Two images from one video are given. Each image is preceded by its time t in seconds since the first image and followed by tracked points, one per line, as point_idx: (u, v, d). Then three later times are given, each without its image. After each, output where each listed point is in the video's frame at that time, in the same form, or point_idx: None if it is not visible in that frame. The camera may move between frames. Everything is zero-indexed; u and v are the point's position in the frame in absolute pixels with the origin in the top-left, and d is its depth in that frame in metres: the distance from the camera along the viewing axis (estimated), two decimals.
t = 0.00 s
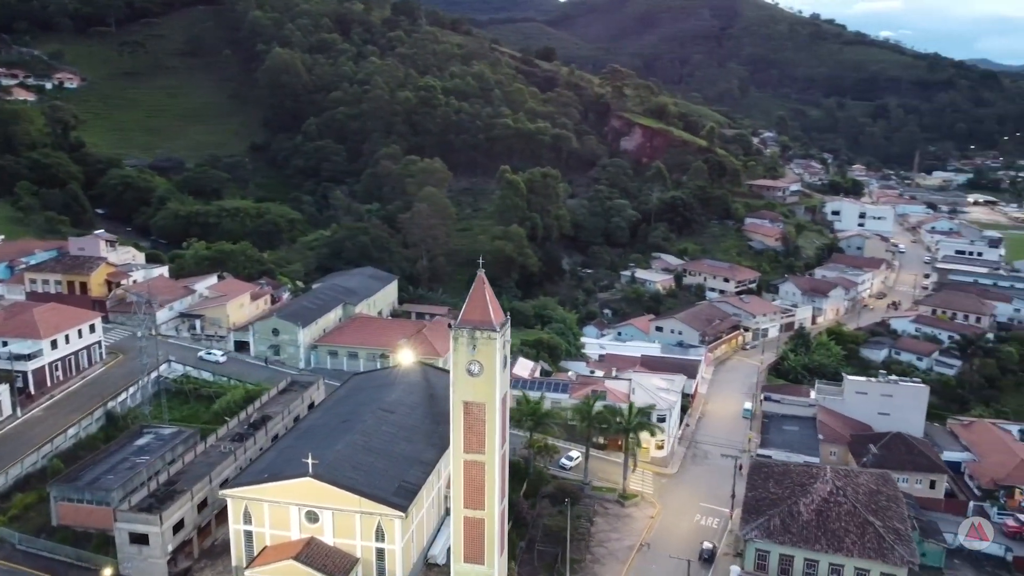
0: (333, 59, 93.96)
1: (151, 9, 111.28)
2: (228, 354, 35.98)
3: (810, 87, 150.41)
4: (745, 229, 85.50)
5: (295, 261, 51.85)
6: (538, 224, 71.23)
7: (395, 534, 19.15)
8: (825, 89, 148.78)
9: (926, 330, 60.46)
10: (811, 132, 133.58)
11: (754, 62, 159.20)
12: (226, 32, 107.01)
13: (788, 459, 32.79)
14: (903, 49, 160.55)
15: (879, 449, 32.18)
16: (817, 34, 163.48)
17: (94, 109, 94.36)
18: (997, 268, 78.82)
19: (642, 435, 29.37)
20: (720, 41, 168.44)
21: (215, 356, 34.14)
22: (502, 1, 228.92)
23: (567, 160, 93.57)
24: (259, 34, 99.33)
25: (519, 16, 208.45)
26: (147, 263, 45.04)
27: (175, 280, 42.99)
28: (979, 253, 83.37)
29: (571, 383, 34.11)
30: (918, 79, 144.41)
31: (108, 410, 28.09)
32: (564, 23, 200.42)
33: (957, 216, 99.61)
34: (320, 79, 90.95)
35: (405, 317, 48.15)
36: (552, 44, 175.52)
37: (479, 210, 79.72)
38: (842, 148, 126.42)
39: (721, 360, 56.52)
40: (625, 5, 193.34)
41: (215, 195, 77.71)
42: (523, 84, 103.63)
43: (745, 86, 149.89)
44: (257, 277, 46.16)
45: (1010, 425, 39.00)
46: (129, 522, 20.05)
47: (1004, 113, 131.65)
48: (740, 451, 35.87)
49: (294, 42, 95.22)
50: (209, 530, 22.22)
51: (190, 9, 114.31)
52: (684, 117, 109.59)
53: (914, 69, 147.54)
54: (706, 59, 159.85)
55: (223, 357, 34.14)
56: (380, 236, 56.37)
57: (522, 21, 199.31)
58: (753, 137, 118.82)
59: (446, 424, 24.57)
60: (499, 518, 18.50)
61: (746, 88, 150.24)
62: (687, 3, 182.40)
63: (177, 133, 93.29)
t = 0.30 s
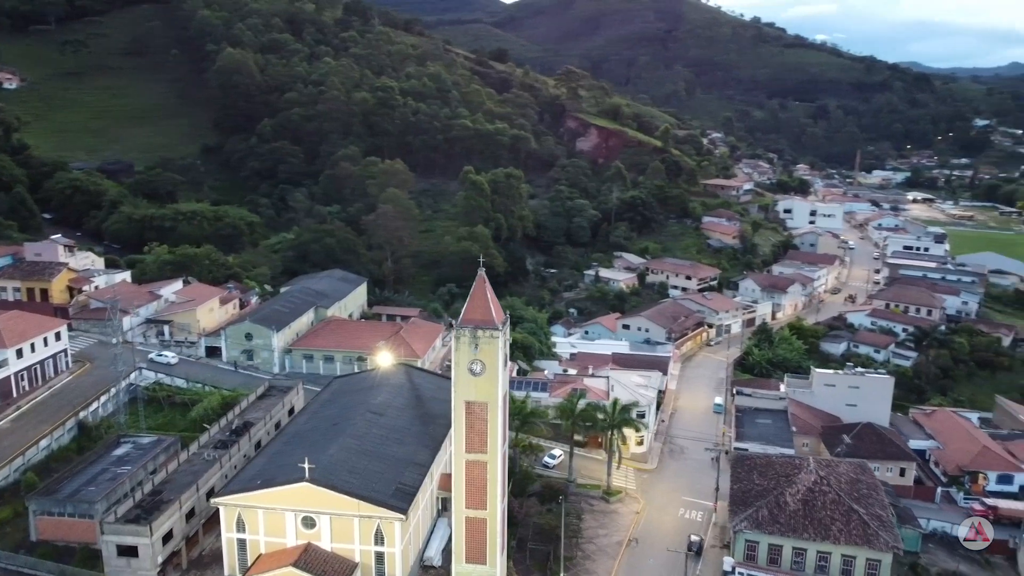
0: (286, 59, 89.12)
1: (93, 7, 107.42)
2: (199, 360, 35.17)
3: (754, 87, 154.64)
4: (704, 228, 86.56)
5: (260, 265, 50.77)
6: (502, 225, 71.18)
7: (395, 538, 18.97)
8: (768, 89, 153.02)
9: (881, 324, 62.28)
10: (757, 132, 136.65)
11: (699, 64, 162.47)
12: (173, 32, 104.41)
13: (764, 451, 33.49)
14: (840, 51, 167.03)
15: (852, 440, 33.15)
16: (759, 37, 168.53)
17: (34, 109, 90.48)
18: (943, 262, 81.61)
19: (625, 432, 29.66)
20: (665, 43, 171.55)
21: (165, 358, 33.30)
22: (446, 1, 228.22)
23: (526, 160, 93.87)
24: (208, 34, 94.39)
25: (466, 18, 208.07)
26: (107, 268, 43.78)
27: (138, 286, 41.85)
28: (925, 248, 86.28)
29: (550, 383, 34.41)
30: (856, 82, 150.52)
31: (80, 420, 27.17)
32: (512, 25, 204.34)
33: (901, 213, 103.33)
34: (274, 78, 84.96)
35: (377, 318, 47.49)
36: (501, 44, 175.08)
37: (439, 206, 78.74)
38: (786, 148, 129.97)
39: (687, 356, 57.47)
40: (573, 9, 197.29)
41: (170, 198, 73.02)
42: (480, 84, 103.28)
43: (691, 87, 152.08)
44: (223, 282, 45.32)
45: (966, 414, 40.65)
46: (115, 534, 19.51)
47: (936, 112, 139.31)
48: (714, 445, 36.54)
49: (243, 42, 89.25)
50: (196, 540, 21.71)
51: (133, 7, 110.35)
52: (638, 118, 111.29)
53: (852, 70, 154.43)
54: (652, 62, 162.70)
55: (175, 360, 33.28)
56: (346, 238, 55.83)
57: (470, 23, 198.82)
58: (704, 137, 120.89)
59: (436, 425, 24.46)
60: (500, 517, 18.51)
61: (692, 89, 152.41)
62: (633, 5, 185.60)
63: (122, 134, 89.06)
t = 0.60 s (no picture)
0: (236, 58, 84.24)
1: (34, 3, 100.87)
2: (170, 366, 34.31)
3: (699, 89, 156.80)
4: (662, 226, 87.86)
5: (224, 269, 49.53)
6: (466, 225, 70.89)
7: (396, 540, 18.84)
8: (713, 90, 156.13)
9: (838, 317, 63.99)
10: (703, 132, 138.79)
11: (646, 64, 163.93)
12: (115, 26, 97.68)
13: (739, 443, 34.28)
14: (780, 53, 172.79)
15: (824, 430, 34.05)
16: (702, 39, 172.26)
17: None
18: (893, 256, 84.09)
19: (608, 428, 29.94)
20: (611, 44, 172.93)
21: (113, 360, 32.46)
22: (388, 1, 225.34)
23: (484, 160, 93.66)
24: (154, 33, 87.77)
25: (412, 18, 204.96)
26: (65, 274, 42.37)
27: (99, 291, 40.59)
28: (874, 243, 88.90)
29: (528, 381, 34.61)
30: (797, 83, 155.71)
31: (50, 431, 26.23)
32: (459, 24, 203.79)
33: (847, 209, 106.53)
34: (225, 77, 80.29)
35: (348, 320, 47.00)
36: (449, 43, 173.20)
37: (400, 206, 77.62)
38: (731, 147, 132.67)
39: (653, 353, 58.28)
40: (518, 10, 197.26)
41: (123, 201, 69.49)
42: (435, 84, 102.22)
43: (638, 88, 153.57)
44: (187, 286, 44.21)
45: (927, 403, 42.12)
46: (104, 547, 18.93)
47: (873, 112, 146.57)
48: (689, 439, 37.10)
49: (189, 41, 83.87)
50: (186, 549, 21.23)
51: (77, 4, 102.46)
52: (591, 119, 112.22)
53: (792, 71, 159.94)
54: (599, 63, 163.84)
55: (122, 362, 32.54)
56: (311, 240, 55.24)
57: (416, 23, 195.91)
58: (654, 137, 122.03)
59: (426, 426, 24.36)
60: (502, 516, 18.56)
61: (639, 90, 153.48)
62: (580, 6, 186.28)
63: (66, 136, 85.26)
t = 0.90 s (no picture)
0: (181, 59, 79.24)
1: None
2: (139, 374, 33.46)
3: (642, 88, 159.86)
4: (620, 224, 89.04)
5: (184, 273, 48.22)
6: (428, 225, 70.42)
7: (396, 544, 18.71)
8: (656, 90, 158.92)
9: (795, 311, 65.74)
10: (648, 131, 140.78)
11: (589, 65, 165.12)
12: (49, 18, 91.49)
13: (712, 437, 35.03)
14: (721, 53, 176.71)
15: (795, 421, 34.98)
16: (644, 40, 175.85)
17: None
18: (843, 251, 86.51)
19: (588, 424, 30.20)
20: (555, 45, 173.92)
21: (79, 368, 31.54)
22: None
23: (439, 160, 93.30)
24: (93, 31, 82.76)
25: (353, 16, 201.75)
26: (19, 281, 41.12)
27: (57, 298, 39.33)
28: (823, 239, 91.50)
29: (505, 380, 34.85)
30: (737, 83, 159.19)
31: (20, 444, 25.28)
32: (401, 24, 201.79)
33: (792, 206, 109.40)
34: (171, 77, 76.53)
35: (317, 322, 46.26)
36: (394, 41, 171.11)
37: (357, 207, 76.15)
38: (677, 147, 135.00)
39: (619, 350, 58.94)
40: (462, 12, 196.03)
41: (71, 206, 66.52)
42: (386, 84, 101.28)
43: (584, 87, 154.79)
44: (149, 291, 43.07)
45: (887, 392, 43.55)
46: (94, 563, 18.70)
47: (810, 112, 151.50)
48: (663, 433, 37.62)
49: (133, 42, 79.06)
50: (176, 560, 20.93)
51: None
52: (543, 119, 112.82)
53: (732, 72, 163.77)
54: (545, 63, 164.46)
55: (67, 366, 31.47)
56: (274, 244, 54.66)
57: (357, 20, 193.39)
58: (603, 135, 122.88)
59: (414, 429, 24.24)
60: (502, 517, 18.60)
61: (584, 90, 154.25)
62: (524, 7, 186.57)
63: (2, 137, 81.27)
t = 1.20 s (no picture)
0: (125, 57, 72.53)
1: None
2: (108, 383, 32.50)
3: (588, 86, 160.89)
4: (579, 222, 89.83)
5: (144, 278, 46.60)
6: (391, 225, 69.78)
7: (399, 548, 18.81)
8: (602, 87, 160.60)
9: (754, 305, 67.24)
10: (596, 128, 141.49)
11: (535, 62, 164.95)
12: None
13: (689, 431, 35.53)
14: (665, 52, 179.45)
15: (767, 413, 35.81)
16: (589, 38, 178.05)
17: None
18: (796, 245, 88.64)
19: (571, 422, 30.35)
20: (501, 42, 173.19)
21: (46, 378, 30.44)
22: None
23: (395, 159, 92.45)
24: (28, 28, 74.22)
25: (289, 6, 195.30)
26: None
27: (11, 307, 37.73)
28: (775, 233, 93.66)
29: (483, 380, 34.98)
30: (680, 81, 163.70)
31: None
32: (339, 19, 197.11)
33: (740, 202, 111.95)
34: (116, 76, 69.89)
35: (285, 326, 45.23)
36: (336, 34, 166.80)
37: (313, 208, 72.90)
38: (625, 144, 136.38)
39: (586, 347, 59.38)
40: (409, 7, 188.37)
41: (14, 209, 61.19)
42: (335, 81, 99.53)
43: (531, 85, 154.54)
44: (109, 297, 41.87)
45: (849, 381, 44.93)
46: None
47: (752, 109, 155.96)
48: (638, 428, 38.02)
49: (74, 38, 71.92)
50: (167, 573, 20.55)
51: None
52: (496, 117, 112.71)
53: (676, 70, 168.81)
54: (492, 60, 163.48)
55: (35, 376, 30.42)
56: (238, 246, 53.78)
57: (293, 11, 187.76)
58: (554, 133, 122.98)
59: (404, 431, 24.16)
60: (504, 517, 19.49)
61: (531, 88, 153.69)
62: (468, 4, 184.76)
63: None
